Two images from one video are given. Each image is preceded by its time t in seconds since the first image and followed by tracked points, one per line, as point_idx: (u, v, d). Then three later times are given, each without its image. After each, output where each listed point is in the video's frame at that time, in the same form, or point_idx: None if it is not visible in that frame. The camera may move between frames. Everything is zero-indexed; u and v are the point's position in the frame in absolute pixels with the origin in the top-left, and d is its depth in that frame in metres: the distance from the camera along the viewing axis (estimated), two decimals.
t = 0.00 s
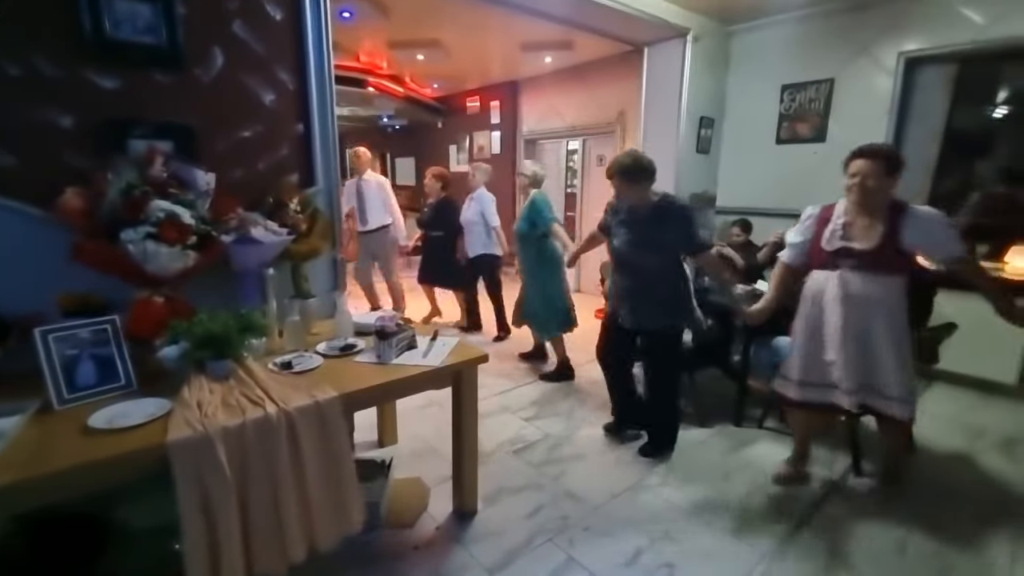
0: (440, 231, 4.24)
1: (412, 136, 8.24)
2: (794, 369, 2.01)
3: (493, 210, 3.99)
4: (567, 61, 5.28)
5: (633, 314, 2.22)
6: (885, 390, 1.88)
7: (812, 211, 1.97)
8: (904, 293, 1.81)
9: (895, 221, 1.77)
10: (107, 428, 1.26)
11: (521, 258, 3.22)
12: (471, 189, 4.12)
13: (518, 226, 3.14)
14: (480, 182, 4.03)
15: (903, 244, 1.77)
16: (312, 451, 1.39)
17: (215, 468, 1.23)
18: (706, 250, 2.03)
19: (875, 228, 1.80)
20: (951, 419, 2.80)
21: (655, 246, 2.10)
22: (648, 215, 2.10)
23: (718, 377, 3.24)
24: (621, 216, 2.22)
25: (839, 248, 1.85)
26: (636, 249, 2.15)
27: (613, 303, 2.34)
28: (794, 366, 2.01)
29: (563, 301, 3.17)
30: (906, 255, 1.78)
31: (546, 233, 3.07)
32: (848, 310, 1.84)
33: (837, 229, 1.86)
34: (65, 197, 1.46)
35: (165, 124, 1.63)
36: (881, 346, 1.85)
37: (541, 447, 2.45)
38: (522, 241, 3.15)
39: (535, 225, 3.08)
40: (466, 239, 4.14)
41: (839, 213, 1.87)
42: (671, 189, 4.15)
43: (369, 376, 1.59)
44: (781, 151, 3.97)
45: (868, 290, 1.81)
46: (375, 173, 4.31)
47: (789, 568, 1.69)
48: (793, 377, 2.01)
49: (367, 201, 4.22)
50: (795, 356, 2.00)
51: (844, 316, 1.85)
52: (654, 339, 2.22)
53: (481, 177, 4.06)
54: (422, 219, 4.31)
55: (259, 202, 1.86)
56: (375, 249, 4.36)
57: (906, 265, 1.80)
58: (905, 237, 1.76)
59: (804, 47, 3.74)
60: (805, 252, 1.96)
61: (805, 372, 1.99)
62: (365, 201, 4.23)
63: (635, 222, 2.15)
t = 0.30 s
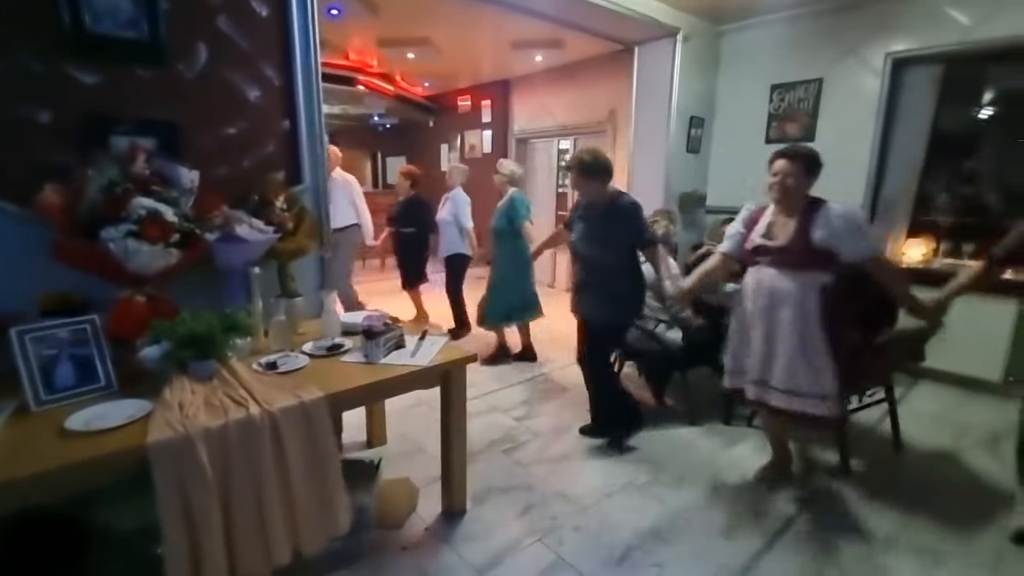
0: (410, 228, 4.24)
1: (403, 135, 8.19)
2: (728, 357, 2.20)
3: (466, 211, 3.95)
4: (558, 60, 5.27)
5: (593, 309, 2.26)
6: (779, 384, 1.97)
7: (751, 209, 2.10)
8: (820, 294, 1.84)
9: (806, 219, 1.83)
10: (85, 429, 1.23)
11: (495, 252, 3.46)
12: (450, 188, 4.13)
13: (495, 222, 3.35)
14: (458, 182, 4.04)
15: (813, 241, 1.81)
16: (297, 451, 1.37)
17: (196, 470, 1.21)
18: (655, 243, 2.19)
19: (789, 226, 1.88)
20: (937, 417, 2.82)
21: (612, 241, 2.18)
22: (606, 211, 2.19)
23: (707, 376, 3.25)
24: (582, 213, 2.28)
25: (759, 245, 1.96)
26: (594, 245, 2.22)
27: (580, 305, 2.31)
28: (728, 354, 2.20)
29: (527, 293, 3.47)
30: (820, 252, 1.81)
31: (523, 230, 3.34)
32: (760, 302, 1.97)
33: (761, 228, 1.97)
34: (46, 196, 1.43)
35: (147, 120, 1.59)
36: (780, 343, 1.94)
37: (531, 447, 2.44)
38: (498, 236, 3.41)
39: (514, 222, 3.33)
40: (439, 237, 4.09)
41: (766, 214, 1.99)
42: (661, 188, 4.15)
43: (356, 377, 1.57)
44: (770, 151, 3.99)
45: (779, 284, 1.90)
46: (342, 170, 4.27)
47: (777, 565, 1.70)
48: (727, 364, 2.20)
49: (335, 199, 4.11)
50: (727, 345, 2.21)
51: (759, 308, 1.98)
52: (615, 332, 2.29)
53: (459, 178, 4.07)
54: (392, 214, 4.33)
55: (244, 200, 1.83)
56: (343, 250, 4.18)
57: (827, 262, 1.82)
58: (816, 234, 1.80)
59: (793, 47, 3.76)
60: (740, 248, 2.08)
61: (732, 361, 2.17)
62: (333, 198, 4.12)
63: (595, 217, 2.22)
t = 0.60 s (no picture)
0: (376, 229, 4.18)
1: (388, 132, 8.12)
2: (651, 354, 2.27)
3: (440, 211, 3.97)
4: (544, 59, 5.27)
5: (538, 299, 2.46)
6: (690, 386, 2.01)
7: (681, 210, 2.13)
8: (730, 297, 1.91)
9: (722, 224, 1.86)
10: (53, 431, 1.19)
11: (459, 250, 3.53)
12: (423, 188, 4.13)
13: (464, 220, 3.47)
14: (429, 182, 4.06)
15: (725, 246, 1.84)
16: (274, 449, 1.34)
17: (168, 472, 1.17)
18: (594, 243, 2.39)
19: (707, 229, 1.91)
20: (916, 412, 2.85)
21: (554, 236, 2.39)
22: (557, 210, 2.40)
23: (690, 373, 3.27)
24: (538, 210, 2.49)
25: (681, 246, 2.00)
26: (541, 240, 2.43)
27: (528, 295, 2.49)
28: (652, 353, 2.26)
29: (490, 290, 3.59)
30: (735, 256, 1.85)
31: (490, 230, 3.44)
32: (675, 304, 2.05)
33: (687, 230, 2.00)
34: (8, 188, 1.36)
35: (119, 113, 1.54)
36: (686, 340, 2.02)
37: (516, 446, 2.43)
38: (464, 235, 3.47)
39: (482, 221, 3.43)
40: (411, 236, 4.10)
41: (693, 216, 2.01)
42: (647, 187, 4.16)
43: (335, 375, 1.54)
44: (754, 150, 4.02)
45: (693, 286, 1.98)
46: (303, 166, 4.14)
47: (760, 560, 1.70)
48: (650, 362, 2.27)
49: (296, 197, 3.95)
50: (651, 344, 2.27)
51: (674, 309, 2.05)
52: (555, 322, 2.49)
53: (431, 177, 4.08)
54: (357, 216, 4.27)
55: (222, 197, 1.79)
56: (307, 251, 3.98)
57: (742, 266, 1.86)
58: (728, 238, 1.83)
59: (776, 47, 3.80)
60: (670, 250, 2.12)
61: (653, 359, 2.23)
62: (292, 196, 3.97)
63: (547, 215, 2.43)
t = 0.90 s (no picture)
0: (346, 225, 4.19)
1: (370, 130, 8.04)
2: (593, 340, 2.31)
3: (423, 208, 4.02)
4: (528, 58, 5.27)
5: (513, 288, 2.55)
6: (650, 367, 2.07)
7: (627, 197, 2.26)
8: (681, 279, 2.02)
9: (672, 211, 1.97)
10: (20, 435, 1.15)
11: (438, 246, 3.54)
12: (399, 184, 4.12)
13: (446, 217, 3.45)
14: (409, 178, 4.07)
15: (679, 233, 1.96)
16: (254, 451, 1.31)
17: (144, 477, 1.14)
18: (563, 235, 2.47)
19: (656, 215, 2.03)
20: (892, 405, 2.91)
21: (527, 227, 2.48)
22: (526, 201, 2.50)
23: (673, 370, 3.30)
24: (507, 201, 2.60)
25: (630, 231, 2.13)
26: (513, 231, 2.52)
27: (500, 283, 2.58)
28: (594, 338, 2.30)
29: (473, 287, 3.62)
30: (681, 242, 1.99)
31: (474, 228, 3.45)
32: (627, 288, 2.11)
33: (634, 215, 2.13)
34: None
35: (91, 107, 1.49)
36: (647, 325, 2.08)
37: (501, 444, 2.42)
38: (444, 232, 3.47)
39: (467, 219, 3.43)
40: (387, 232, 4.04)
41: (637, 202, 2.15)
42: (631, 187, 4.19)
43: (317, 375, 1.52)
44: (734, 150, 4.08)
45: (645, 271, 2.06)
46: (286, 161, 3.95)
47: (741, 554, 1.73)
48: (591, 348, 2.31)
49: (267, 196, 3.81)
50: (593, 330, 2.32)
51: (626, 293, 2.12)
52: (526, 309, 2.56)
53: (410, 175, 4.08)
54: (322, 211, 4.21)
55: (199, 193, 1.75)
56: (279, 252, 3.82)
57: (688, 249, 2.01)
58: (678, 226, 1.96)
59: (756, 49, 3.86)
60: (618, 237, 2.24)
61: (596, 344, 2.29)
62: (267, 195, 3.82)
63: (516, 206, 2.53)
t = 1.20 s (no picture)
0: (317, 217, 4.19)
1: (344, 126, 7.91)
2: (553, 336, 2.31)
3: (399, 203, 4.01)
4: (504, 57, 5.28)
5: (491, 274, 2.81)
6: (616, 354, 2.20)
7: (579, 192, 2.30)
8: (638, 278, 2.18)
9: (635, 209, 2.10)
10: None
11: (418, 239, 3.56)
12: (372, 179, 4.08)
13: (422, 210, 3.44)
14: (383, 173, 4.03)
15: (642, 231, 2.11)
16: (228, 452, 1.29)
17: (114, 480, 1.12)
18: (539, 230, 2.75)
19: (620, 212, 2.12)
20: (854, 397, 3.04)
21: (509, 219, 2.73)
22: (511, 195, 2.74)
23: (648, 365, 3.36)
24: (491, 191, 2.81)
25: (596, 227, 2.17)
26: (497, 223, 2.76)
27: (484, 272, 2.82)
28: (555, 334, 2.30)
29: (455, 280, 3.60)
30: (640, 239, 2.13)
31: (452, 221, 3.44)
32: (595, 282, 2.16)
33: (597, 210, 2.18)
34: None
35: (52, 99, 1.43)
36: (620, 316, 2.18)
37: (479, 441, 2.43)
38: (423, 225, 3.48)
39: (445, 212, 3.42)
40: (360, 228, 3.99)
41: (597, 198, 2.19)
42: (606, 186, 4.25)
43: (293, 375, 1.50)
44: (705, 151, 4.17)
45: (619, 264, 2.15)
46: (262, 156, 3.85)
47: (713, 543, 1.78)
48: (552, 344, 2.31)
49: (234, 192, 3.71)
50: (553, 327, 2.31)
51: (593, 285, 2.17)
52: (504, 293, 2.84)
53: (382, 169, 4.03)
54: (286, 203, 4.10)
55: (168, 189, 1.70)
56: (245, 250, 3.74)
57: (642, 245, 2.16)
58: (642, 224, 2.10)
59: (726, 52, 3.95)
60: (572, 229, 2.29)
61: (558, 339, 2.30)
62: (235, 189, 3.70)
63: (502, 199, 2.76)
